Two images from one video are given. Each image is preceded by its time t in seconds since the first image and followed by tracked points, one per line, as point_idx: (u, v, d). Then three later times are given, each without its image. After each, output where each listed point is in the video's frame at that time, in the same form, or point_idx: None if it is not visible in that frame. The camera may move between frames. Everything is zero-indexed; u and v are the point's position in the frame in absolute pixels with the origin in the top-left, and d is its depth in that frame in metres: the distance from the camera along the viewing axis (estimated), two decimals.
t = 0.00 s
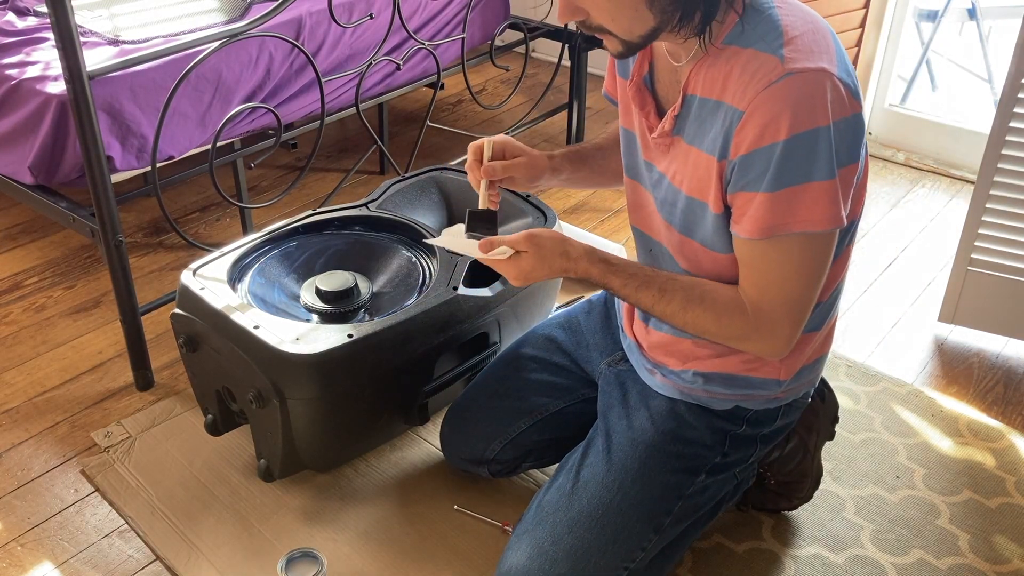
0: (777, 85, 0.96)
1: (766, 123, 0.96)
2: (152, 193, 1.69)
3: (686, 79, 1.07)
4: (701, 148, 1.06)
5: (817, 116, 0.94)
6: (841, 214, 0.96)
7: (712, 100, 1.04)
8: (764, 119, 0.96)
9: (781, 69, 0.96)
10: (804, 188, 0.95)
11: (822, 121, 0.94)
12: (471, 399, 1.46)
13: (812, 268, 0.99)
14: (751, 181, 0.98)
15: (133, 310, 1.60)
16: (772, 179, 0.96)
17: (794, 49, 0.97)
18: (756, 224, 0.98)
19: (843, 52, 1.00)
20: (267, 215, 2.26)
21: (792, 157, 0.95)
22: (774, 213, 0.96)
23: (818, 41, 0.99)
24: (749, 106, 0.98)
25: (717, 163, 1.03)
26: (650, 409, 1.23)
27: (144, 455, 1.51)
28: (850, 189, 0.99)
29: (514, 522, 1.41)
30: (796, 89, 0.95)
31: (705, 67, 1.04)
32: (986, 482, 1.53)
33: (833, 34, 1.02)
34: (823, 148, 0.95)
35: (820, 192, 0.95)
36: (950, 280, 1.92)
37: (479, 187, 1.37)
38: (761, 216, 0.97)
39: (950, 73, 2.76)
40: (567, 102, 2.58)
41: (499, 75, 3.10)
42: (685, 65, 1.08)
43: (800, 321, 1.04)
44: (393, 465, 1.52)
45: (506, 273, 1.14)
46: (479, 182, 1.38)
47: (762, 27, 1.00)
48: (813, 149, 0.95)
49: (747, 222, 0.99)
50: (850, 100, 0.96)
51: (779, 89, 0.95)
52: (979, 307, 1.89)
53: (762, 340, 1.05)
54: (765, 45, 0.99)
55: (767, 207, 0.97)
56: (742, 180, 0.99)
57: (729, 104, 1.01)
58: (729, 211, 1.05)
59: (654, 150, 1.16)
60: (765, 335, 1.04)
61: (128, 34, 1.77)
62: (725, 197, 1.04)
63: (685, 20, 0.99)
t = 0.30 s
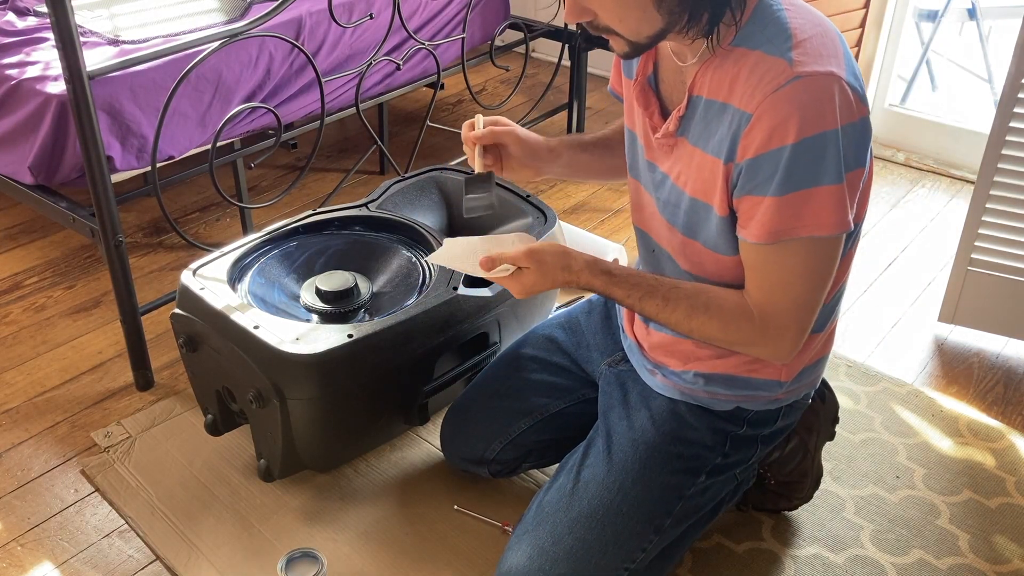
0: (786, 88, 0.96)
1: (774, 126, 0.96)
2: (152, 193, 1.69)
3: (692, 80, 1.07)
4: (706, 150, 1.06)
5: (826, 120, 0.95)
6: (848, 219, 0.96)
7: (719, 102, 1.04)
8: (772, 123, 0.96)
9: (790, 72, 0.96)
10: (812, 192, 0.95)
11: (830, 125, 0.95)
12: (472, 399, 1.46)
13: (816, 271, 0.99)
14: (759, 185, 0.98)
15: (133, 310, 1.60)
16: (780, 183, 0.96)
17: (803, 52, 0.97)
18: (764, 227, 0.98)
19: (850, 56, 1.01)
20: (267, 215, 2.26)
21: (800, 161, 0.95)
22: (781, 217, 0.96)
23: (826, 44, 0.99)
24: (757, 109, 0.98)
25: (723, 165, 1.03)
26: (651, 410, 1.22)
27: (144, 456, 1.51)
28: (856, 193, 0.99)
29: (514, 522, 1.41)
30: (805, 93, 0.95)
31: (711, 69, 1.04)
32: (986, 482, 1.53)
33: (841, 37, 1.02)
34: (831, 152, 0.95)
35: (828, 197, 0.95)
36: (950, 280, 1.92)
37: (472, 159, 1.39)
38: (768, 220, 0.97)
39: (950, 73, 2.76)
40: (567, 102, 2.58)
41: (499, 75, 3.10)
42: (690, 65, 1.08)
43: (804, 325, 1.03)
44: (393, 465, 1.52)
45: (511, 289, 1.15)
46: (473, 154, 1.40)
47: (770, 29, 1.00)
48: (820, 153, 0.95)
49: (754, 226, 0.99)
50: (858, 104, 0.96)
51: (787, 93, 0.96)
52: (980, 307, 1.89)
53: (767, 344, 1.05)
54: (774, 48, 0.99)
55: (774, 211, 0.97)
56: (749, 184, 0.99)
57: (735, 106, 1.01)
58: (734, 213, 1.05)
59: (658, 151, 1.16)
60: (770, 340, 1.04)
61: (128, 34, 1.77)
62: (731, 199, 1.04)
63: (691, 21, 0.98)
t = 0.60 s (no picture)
0: (791, 88, 0.96)
1: (778, 126, 0.96)
2: (152, 193, 1.69)
3: (696, 79, 1.07)
4: (709, 149, 1.06)
5: (830, 121, 0.95)
6: (851, 220, 0.96)
7: (723, 102, 1.04)
8: (776, 122, 0.96)
9: (795, 72, 0.96)
10: (814, 192, 0.95)
11: (834, 126, 0.95)
12: (472, 399, 1.46)
13: (817, 271, 0.99)
14: (761, 184, 0.98)
15: (133, 310, 1.60)
16: (783, 183, 0.96)
17: (808, 52, 0.97)
18: (766, 226, 0.98)
19: (856, 57, 1.01)
20: (267, 215, 2.26)
21: (803, 161, 0.95)
22: (784, 217, 0.97)
23: (831, 44, 0.99)
24: (761, 109, 0.98)
25: (726, 165, 1.04)
26: (652, 410, 1.23)
27: (144, 455, 1.51)
28: (859, 194, 0.99)
29: (514, 522, 1.41)
30: (809, 93, 0.95)
31: (716, 68, 1.04)
32: (986, 482, 1.53)
33: (846, 38, 1.02)
34: (835, 152, 0.95)
35: (830, 197, 0.95)
36: (950, 280, 1.92)
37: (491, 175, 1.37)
38: (770, 220, 0.97)
39: (950, 73, 2.76)
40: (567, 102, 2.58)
41: (499, 75, 3.10)
42: (694, 65, 1.08)
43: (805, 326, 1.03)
44: (393, 466, 1.52)
45: (511, 284, 1.12)
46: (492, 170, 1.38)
47: (776, 29, 1.00)
48: (824, 154, 0.95)
49: (756, 225, 0.99)
50: (862, 105, 0.96)
51: (792, 93, 0.95)
52: (980, 307, 1.89)
53: (769, 343, 1.05)
54: (779, 48, 0.99)
55: (777, 210, 0.97)
56: (752, 183, 0.99)
57: (740, 106, 1.01)
58: (736, 213, 1.05)
59: (661, 150, 1.16)
60: (771, 339, 1.04)
61: (128, 34, 1.77)
62: (733, 199, 1.04)
63: (694, 19, 0.99)
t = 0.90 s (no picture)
0: (792, 87, 0.96)
1: (778, 125, 0.96)
2: (152, 193, 1.69)
3: (698, 78, 1.07)
4: (710, 148, 1.06)
5: (830, 121, 0.95)
6: (849, 220, 0.96)
7: (725, 100, 1.04)
8: (776, 122, 0.96)
9: (796, 71, 0.96)
10: (814, 191, 0.95)
11: (834, 125, 0.95)
12: (472, 399, 1.46)
13: (816, 271, 0.99)
14: (760, 183, 0.98)
15: (134, 310, 1.60)
16: (782, 181, 0.96)
17: (810, 52, 0.97)
18: (764, 224, 0.98)
19: (858, 58, 1.01)
20: (267, 215, 2.26)
21: (803, 160, 0.95)
22: (782, 215, 0.96)
23: (833, 45, 0.99)
24: (762, 107, 0.98)
25: (726, 163, 1.04)
26: (652, 410, 1.22)
27: (144, 456, 1.51)
28: (859, 195, 0.99)
29: (514, 522, 1.41)
30: (810, 93, 0.95)
31: (719, 67, 1.04)
32: (986, 482, 1.53)
33: (849, 38, 1.02)
34: (835, 152, 0.95)
35: (830, 197, 0.95)
36: (950, 280, 1.92)
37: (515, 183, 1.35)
38: (768, 218, 0.97)
39: (950, 73, 2.76)
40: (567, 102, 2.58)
41: (499, 75, 3.10)
42: (697, 63, 1.08)
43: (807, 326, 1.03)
44: (393, 466, 1.52)
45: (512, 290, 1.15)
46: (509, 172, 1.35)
47: (779, 28, 1.00)
48: (824, 153, 0.95)
49: (754, 224, 0.99)
50: (864, 106, 0.96)
51: (793, 92, 0.95)
52: (979, 307, 1.89)
53: (768, 341, 1.05)
54: (781, 47, 0.99)
55: (776, 208, 0.97)
56: (751, 182, 0.99)
57: (741, 104, 1.01)
58: (736, 212, 1.05)
59: (663, 149, 1.16)
60: (770, 338, 1.04)
61: (128, 34, 1.77)
62: (733, 197, 1.04)
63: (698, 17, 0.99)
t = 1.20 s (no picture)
0: (789, 87, 0.96)
1: (775, 125, 0.96)
2: (152, 193, 1.69)
3: (697, 77, 1.07)
4: (709, 148, 1.06)
5: (827, 121, 0.95)
6: (847, 220, 0.96)
7: (723, 100, 1.04)
8: (773, 122, 0.96)
9: (793, 71, 0.96)
10: (811, 191, 0.95)
11: (831, 125, 0.95)
12: (472, 399, 1.46)
13: (815, 271, 0.99)
14: (757, 183, 0.98)
15: (133, 310, 1.60)
16: (780, 181, 0.96)
17: (807, 52, 0.97)
18: (762, 224, 0.98)
19: (856, 58, 1.01)
20: (267, 215, 2.26)
21: (800, 159, 0.95)
22: (780, 215, 0.97)
23: (831, 44, 0.99)
24: (759, 107, 0.98)
25: (725, 163, 1.04)
26: (652, 410, 1.22)
27: (144, 455, 1.51)
28: (857, 195, 0.99)
29: (514, 522, 1.42)
30: (807, 92, 0.95)
31: (717, 66, 1.04)
32: (986, 482, 1.53)
33: (847, 39, 1.02)
34: (832, 152, 0.95)
35: (827, 197, 0.95)
36: (950, 280, 1.92)
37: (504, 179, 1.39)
38: (765, 218, 0.97)
39: (950, 73, 2.76)
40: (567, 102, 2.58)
41: (499, 75, 3.10)
42: (697, 62, 1.08)
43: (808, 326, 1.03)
44: (393, 465, 1.52)
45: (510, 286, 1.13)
46: (494, 172, 1.41)
47: (777, 28, 1.00)
48: (821, 153, 0.95)
49: (752, 223, 0.99)
50: (861, 106, 0.96)
51: (790, 92, 0.96)
52: (979, 307, 1.89)
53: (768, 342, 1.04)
54: (778, 47, 0.99)
55: (773, 208, 0.97)
56: (748, 182, 0.99)
57: (739, 104, 1.01)
58: (735, 211, 1.05)
59: (663, 149, 1.16)
60: (770, 339, 1.04)
61: (128, 34, 1.77)
62: (732, 197, 1.04)
63: (695, 16, 0.99)
